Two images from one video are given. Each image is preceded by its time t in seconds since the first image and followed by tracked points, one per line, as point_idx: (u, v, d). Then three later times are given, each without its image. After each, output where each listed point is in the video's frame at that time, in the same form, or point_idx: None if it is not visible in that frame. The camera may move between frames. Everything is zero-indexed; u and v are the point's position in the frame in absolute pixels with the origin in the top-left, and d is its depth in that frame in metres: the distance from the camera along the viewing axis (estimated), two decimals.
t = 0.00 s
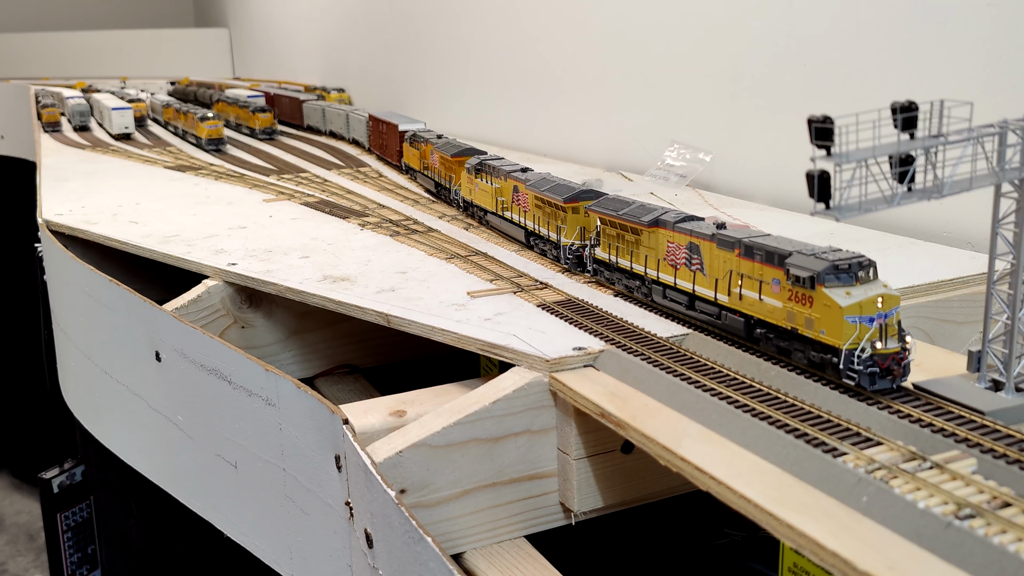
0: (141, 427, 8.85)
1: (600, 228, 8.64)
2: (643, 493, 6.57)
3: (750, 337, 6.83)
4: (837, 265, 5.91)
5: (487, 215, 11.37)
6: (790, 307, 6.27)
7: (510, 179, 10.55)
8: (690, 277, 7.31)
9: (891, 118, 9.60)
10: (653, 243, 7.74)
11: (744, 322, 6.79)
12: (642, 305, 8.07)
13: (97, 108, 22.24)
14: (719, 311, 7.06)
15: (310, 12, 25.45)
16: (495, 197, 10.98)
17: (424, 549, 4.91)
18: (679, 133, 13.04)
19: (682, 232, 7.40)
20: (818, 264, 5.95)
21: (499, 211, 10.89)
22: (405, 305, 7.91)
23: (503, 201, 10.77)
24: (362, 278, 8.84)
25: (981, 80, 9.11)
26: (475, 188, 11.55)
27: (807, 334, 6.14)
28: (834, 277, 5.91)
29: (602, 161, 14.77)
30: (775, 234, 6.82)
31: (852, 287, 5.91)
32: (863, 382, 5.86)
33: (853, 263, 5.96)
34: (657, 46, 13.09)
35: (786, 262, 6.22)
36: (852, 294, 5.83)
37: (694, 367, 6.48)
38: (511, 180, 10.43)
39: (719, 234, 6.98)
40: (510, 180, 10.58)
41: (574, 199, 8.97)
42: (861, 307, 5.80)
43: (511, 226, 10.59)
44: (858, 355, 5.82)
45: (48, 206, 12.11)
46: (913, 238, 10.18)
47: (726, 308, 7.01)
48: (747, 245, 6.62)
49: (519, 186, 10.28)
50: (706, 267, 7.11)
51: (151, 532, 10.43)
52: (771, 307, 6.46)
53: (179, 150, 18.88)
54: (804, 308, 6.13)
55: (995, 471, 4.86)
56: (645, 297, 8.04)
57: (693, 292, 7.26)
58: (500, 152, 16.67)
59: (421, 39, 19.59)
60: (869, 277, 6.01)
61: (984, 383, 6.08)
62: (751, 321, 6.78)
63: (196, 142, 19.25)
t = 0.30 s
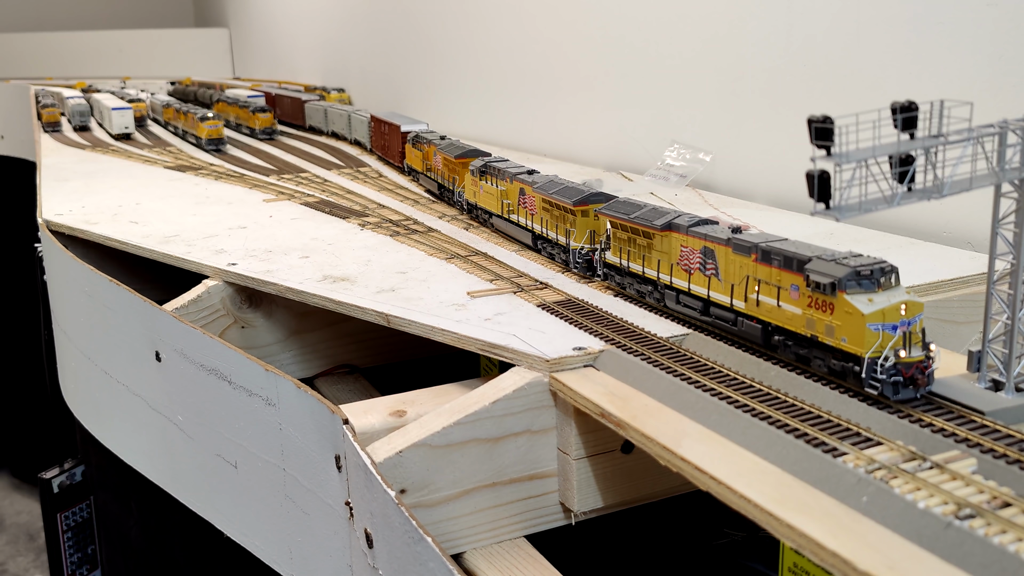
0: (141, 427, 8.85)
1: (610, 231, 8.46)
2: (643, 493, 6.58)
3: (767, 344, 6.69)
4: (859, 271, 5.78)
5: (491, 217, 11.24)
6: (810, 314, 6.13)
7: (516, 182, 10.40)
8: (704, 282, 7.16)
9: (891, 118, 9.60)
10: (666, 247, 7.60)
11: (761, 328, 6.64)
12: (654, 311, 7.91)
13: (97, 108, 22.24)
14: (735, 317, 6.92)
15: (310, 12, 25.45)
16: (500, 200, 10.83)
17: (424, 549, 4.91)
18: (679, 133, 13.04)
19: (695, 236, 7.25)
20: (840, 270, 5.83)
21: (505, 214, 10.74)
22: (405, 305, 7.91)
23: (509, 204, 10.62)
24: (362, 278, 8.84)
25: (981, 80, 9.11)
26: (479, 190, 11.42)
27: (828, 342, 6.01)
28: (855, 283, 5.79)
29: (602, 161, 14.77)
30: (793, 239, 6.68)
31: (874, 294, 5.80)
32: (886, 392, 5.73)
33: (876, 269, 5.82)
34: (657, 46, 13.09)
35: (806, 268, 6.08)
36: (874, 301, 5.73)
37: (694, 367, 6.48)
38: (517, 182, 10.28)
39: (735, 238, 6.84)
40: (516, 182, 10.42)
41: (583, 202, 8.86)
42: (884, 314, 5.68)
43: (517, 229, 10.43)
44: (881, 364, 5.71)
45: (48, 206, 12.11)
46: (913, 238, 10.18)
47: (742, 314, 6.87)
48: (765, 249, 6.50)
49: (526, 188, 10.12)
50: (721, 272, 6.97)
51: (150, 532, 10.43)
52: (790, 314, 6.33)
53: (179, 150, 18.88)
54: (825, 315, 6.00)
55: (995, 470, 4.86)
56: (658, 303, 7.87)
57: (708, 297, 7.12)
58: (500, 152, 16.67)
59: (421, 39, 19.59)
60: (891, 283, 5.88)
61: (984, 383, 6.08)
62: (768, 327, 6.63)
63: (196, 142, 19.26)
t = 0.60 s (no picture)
0: (141, 427, 8.85)
1: (621, 235, 8.31)
2: (643, 493, 6.57)
3: (785, 351, 6.54)
4: (882, 277, 5.61)
5: (497, 220, 11.10)
6: (831, 321, 5.97)
7: (523, 184, 10.25)
8: (720, 288, 7.00)
9: (891, 118, 9.60)
10: (679, 252, 7.44)
11: (780, 335, 6.50)
12: (667, 317, 7.76)
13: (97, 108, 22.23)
14: (752, 324, 6.76)
15: (310, 11, 25.46)
16: (506, 202, 10.66)
17: (424, 549, 4.91)
18: (679, 133, 13.04)
19: (710, 240, 7.09)
20: (862, 276, 5.66)
21: (510, 217, 10.59)
22: (405, 305, 7.91)
23: (515, 207, 10.47)
24: (362, 278, 8.83)
25: (981, 80, 9.12)
26: (484, 193, 11.27)
27: (850, 350, 5.85)
28: (878, 290, 5.61)
29: (602, 161, 14.77)
30: (812, 243, 6.51)
31: (898, 301, 5.63)
32: (911, 402, 5.56)
33: (899, 276, 5.65)
34: (657, 46, 13.09)
35: (827, 274, 5.92)
36: (898, 308, 5.56)
37: (694, 367, 6.48)
38: (524, 185, 10.14)
39: (752, 243, 6.68)
40: (523, 185, 10.26)
41: (594, 205, 8.66)
42: (909, 322, 5.53)
43: (524, 232, 10.28)
44: (905, 373, 5.54)
45: (48, 206, 12.10)
46: (913, 238, 10.18)
47: (760, 320, 6.71)
48: (783, 255, 6.35)
49: (533, 191, 9.96)
50: (738, 278, 6.81)
51: (151, 532, 10.42)
52: (810, 321, 6.17)
53: (178, 150, 18.88)
54: (847, 323, 5.83)
55: (995, 470, 4.86)
56: (670, 309, 7.72)
57: (723, 303, 6.96)
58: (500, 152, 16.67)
59: (421, 39, 19.59)
60: (916, 289, 5.70)
61: (984, 383, 6.07)
62: (787, 334, 6.48)
63: (196, 142, 19.26)
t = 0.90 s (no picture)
0: (141, 427, 8.84)
1: (633, 239, 8.21)
2: (643, 492, 6.57)
3: (804, 359, 6.36)
4: (907, 284, 5.43)
5: (503, 223, 10.93)
6: (852, 329, 5.80)
7: (530, 186, 10.08)
8: (736, 293, 6.85)
9: (891, 118, 9.60)
10: (694, 257, 7.30)
11: (799, 343, 6.32)
12: (681, 322, 7.61)
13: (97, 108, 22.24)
14: (770, 331, 6.60)
15: (310, 11, 25.46)
16: (513, 205, 10.52)
17: (424, 549, 4.91)
18: (679, 133, 13.04)
19: (725, 244, 6.96)
20: (886, 283, 5.48)
21: (517, 220, 10.43)
22: (405, 305, 7.91)
23: (522, 209, 10.30)
24: (362, 278, 8.83)
25: (981, 80, 9.12)
26: (489, 195, 11.14)
27: (873, 359, 5.67)
28: (903, 297, 5.43)
29: (601, 160, 14.78)
30: (831, 248, 6.36)
31: (923, 309, 5.44)
32: (937, 413, 5.37)
33: (924, 282, 5.46)
34: (656, 46, 13.09)
35: (848, 280, 5.75)
36: (924, 316, 5.37)
37: (694, 367, 6.48)
38: (531, 187, 9.99)
39: (769, 248, 6.54)
40: (531, 187, 10.09)
41: (605, 207, 8.55)
42: (935, 330, 5.33)
43: (531, 236, 10.11)
44: (931, 383, 5.34)
45: (47, 206, 12.10)
46: (913, 238, 10.18)
47: (777, 327, 6.56)
48: (802, 260, 6.18)
49: (541, 193, 9.80)
50: (755, 283, 6.66)
51: (151, 532, 10.42)
52: (830, 329, 6.00)
53: (178, 150, 18.88)
54: (870, 330, 5.66)
55: (995, 470, 4.86)
56: (685, 314, 7.59)
57: (740, 309, 6.80)
58: (500, 152, 16.67)
59: (421, 39, 19.58)
60: (942, 296, 5.51)
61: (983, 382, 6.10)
62: (807, 342, 6.31)
63: (196, 142, 19.26)
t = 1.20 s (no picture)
0: (141, 427, 8.84)
1: (644, 242, 7.99)
2: (643, 493, 6.58)
3: (825, 367, 6.18)
4: (933, 291, 5.25)
5: (509, 226, 10.72)
6: (876, 337, 5.62)
7: (537, 189, 9.86)
8: (753, 299, 6.68)
9: (891, 118, 9.61)
10: (709, 261, 7.12)
11: (819, 350, 6.15)
12: (695, 328, 7.44)
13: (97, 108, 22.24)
14: (788, 338, 6.43)
15: (310, 11, 25.46)
16: (519, 208, 10.29)
17: (424, 549, 4.91)
18: (679, 133, 13.04)
19: (742, 249, 6.78)
20: (912, 290, 5.30)
21: (524, 223, 10.22)
22: (405, 305, 7.90)
23: (529, 212, 10.10)
24: (362, 278, 8.83)
25: (981, 80, 9.12)
26: (495, 198, 10.93)
27: (897, 368, 5.48)
28: (929, 305, 5.26)
29: (601, 160, 14.78)
30: (851, 253, 6.19)
31: (950, 317, 5.28)
32: (966, 424, 5.19)
33: (951, 290, 5.30)
34: (657, 46, 13.08)
35: (872, 287, 5.57)
36: (951, 324, 5.20)
37: (694, 367, 6.48)
38: (538, 190, 9.77)
39: (788, 253, 6.36)
40: (537, 189, 9.88)
41: (616, 210, 8.33)
42: (963, 339, 5.14)
43: (538, 239, 9.92)
44: (960, 394, 5.17)
45: (47, 207, 12.10)
46: (913, 238, 10.18)
47: (796, 334, 6.39)
48: (823, 265, 6.02)
49: (548, 196, 9.58)
50: (773, 289, 6.49)
51: (150, 532, 10.42)
52: (852, 336, 5.83)
53: (178, 150, 18.88)
54: (894, 339, 5.47)
55: (995, 471, 4.85)
56: (699, 320, 7.41)
57: (758, 316, 6.64)
58: (500, 152, 16.67)
59: (421, 39, 19.58)
60: (969, 304, 5.36)
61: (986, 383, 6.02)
62: (827, 350, 6.14)
63: (196, 142, 19.26)
